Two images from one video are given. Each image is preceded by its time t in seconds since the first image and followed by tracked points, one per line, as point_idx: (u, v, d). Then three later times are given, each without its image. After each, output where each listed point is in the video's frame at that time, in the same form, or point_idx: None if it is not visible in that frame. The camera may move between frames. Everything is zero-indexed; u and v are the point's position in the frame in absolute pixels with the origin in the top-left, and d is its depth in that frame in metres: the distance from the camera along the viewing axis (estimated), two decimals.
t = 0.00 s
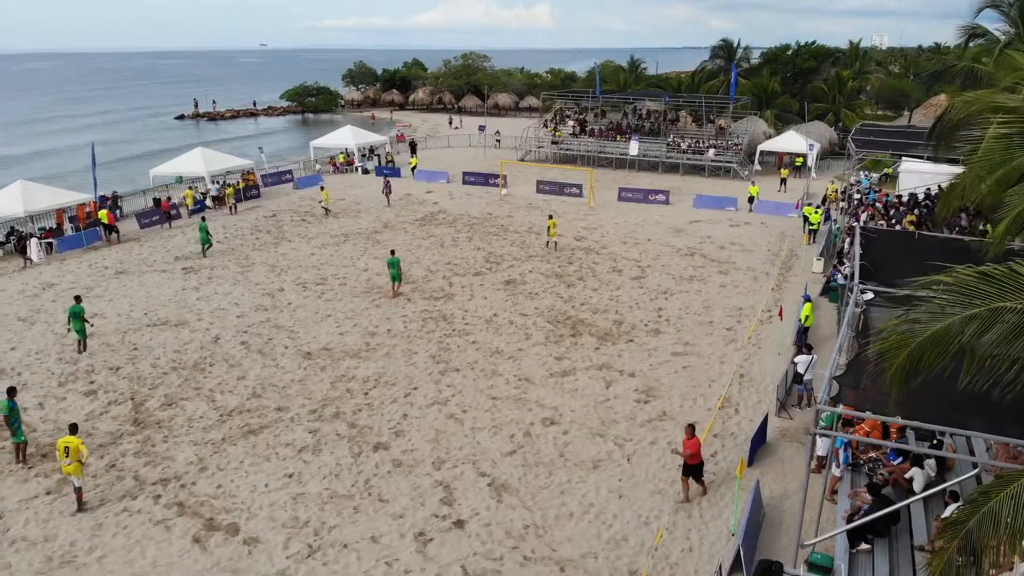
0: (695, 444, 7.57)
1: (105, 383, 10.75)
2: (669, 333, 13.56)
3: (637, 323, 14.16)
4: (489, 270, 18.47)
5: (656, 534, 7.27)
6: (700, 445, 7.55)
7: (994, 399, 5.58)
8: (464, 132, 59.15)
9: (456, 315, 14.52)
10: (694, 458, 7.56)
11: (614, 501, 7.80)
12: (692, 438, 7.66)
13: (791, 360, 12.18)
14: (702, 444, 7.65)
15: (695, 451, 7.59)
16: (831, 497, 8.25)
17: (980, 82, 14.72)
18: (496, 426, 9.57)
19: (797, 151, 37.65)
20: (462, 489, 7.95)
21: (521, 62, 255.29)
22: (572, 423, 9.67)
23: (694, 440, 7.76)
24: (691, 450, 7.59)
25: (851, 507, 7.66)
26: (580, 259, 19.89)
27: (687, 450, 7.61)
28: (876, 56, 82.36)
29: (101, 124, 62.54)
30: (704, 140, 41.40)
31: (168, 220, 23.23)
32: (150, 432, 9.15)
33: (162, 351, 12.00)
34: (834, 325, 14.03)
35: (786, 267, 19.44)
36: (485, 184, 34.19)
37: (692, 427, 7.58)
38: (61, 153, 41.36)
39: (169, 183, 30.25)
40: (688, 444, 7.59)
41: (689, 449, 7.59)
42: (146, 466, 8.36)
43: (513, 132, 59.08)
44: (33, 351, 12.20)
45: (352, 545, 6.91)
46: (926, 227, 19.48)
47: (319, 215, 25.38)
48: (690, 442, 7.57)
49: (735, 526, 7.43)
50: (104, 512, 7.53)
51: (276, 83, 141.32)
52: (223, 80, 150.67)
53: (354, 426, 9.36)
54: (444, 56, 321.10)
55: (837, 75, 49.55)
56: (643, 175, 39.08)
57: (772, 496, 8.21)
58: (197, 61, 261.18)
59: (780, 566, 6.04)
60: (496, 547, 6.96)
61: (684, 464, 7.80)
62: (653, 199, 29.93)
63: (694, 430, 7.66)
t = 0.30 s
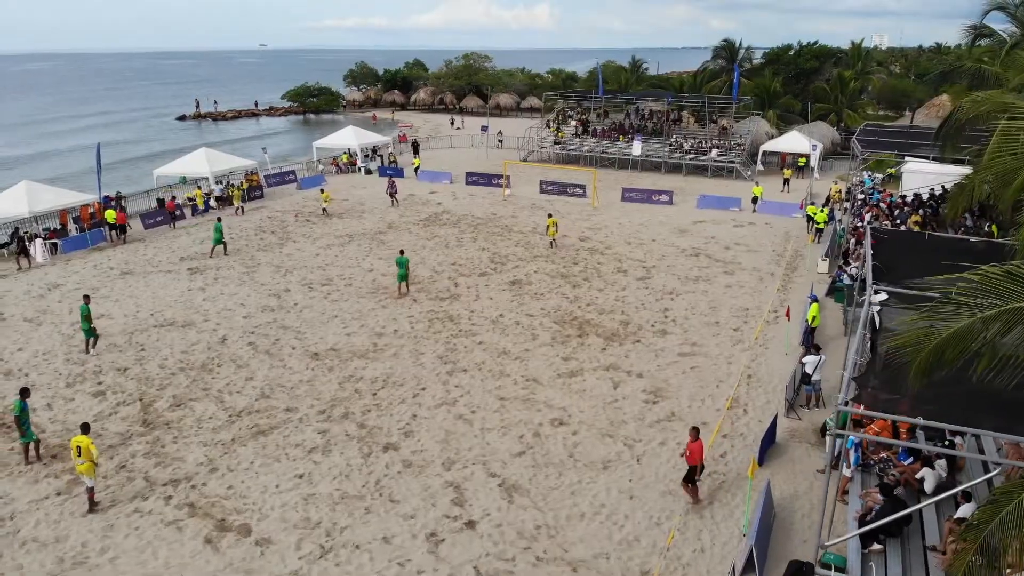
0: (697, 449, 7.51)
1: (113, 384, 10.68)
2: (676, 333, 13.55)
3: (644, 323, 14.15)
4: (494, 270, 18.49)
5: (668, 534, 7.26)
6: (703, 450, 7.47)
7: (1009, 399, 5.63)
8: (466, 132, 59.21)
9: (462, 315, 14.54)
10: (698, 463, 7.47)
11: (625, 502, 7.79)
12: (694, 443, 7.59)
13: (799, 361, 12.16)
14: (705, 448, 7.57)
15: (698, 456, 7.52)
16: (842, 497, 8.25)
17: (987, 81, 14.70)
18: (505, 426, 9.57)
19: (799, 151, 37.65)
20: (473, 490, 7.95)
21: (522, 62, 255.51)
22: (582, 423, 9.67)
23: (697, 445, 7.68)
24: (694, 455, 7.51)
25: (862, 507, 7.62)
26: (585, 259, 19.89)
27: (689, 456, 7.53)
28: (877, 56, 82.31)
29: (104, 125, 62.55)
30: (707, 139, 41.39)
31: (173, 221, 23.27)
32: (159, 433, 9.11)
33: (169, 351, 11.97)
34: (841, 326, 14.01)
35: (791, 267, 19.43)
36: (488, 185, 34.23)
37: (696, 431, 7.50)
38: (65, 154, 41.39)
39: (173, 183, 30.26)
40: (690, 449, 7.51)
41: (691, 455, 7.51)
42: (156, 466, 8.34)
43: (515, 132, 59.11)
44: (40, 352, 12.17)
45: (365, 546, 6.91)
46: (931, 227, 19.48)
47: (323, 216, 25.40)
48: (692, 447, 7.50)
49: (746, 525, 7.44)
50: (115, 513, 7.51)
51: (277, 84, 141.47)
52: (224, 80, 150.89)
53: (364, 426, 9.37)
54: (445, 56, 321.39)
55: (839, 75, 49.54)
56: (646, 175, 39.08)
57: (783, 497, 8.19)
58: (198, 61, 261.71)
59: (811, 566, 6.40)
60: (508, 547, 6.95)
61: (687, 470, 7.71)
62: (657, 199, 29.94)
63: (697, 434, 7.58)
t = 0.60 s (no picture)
0: (707, 457, 7.28)
1: (125, 385, 10.52)
2: (685, 334, 13.53)
3: (653, 323, 14.14)
4: (502, 270, 18.51)
5: (685, 534, 7.25)
6: (713, 457, 7.25)
7: None
8: (469, 133, 59.22)
9: (471, 315, 14.55)
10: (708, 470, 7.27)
11: (641, 503, 7.78)
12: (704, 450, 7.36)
13: (810, 361, 12.14)
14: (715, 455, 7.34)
15: (708, 463, 7.30)
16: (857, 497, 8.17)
17: (997, 80, 14.66)
18: (518, 426, 9.57)
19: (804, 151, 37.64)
20: (488, 491, 7.94)
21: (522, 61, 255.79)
22: (595, 424, 9.66)
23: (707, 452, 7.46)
24: (703, 463, 7.30)
25: (879, 507, 7.59)
26: (592, 260, 19.87)
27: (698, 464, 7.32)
28: (878, 56, 82.18)
29: (107, 125, 62.44)
30: (711, 139, 41.36)
31: (179, 221, 23.32)
32: (172, 434, 9.06)
33: (180, 351, 11.89)
34: (851, 326, 14.00)
35: (799, 267, 19.41)
36: (492, 185, 34.28)
37: (705, 439, 7.26)
38: (69, 155, 41.35)
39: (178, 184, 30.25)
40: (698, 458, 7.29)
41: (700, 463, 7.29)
42: (171, 467, 8.31)
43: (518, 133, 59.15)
44: (50, 352, 11.96)
45: (382, 546, 6.90)
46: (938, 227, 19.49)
47: (329, 216, 25.40)
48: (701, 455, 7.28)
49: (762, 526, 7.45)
50: (131, 514, 7.50)
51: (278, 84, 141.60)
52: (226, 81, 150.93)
53: (377, 426, 9.39)
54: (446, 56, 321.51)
55: (843, 76, 49.49)
56: (650, 175, 39.03)
57: (799, 497, 8.17)
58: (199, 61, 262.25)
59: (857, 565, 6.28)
60: (525, 548, 6.95)
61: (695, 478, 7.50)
62: (662, 199, 29.92)
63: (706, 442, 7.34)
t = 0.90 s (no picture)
0: (728, 464, 7.12)
1: (140, 387, 10.44)
2: (698, 335, 13.49)
3: (665, 324, 14.10)
4: (511, 271, 18.49)
5: (705, 536, 7.23)
6: (734, 465, 7.09)
7: None
8: (473, 133, 59.19)
9: (482, 316, 14.53)
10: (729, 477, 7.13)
11: (661, 504, 7.77)
12: (724, 458, 7.20)
13: (823, 362, 12.10)
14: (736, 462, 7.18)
15: (728, 470, 7.16)
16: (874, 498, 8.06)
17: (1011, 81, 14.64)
18: (534, 428, 9.55)
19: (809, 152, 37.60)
20: (507, 492, 7.92)
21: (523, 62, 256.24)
22: (611, 425, 9.63)
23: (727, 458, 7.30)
24: (724, 470, 7.15)
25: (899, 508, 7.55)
26: (602, 261, 19.82)
27: (719, 471, 7.17)
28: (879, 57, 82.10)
29: (111, 126, 62.26)
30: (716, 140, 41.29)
31: (187, 222, 23.33)
32: (189, 435, 9.01)
33: (193, 352, 11.81)
34: (863, 326, 13.94)
35: (808, 268, 19.36)
36: (498, 185, 34.26)
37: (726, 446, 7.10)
38: (75, 157, 41.28)
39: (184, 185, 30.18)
40: (718, 465, 7.13)
41: (720, 470, 7.15)
42: (189, 469, 8.27)
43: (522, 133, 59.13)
44: (62, 355, 11.71)
45: (404, 547, 6.90)
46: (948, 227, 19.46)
47: (336, 216, 25.37)
48: (721, 462, 7.13)
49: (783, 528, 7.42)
50: (151, 514, 7.45)
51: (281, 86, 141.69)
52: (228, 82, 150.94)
53: (394, 428, 9.40)
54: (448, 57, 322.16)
55: (847, 76, 49.43)
56: (656, 176, 38.93)
57: (817, 498, 8.14)
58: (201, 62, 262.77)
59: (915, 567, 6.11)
60: (548, 549, 6.94)
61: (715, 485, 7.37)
62: (668, 199, 29.87)
63: (727, 449, 7.18)
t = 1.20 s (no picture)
0: (756, 475, 6.92)
1: (158, 387, 10.38)
2: (713, 335, 13.48)
3: (680, 324, 14.07)
4: (523, 271, 18.49)
5: (731, 537, 7.21)
6: (762, 477, 6.89)
7: None
8: (478, 133, 59.15)
9: (496, 316, 14.54)
10: (757, 490, 6.91)
11: (685, 504, 7.75)
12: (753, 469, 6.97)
13: (840, 362, 12.07)
14: (764, 475, 6.97)
15: (755, 483, 6.94)
16: (897, 499, 7.96)
17: None
18: (553, 428, 9.53)
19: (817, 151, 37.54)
20: (530, 492, 7.92)
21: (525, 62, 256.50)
22: (631, 425, 9.61)
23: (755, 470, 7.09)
24: (751, 482, 6.95)
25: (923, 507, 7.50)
26: (613, 261, 19.78)
27: (743, 484, 6.98)
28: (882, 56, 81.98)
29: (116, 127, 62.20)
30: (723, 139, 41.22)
31: (196, 221, 23.31)
32: (209, 436, 8.97)
33: (209, 353, 11.76)
34: (877, 326, 13.85)
35: (819, 268, 19.30)
36: (505, 185, 34.27)
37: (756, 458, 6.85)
38: (81, 157, 41.23)
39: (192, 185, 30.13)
40: (746, 476, 6.93)
41: (747, 481, 6.95)
42: (211, 470, 8.23)
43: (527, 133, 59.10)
44: (78, 355, 11.53)
45: (430, 548, 6.91)
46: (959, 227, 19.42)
47: (346, 217, 25.39)
48: (751, 474, 6.91)
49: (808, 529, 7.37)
50: (175, 516, 7.40)
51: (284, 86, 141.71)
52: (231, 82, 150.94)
53: (414, 428, 9.42)
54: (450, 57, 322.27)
55: (852, 76, 49.33)
56: (663, 176, 38.87)
57: (840, 497, 8.11)
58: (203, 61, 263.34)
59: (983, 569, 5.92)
60: (574, 549, 6.94)
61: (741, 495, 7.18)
62: (676, 199, 29.83)
63: (756, 461, 6.96)
